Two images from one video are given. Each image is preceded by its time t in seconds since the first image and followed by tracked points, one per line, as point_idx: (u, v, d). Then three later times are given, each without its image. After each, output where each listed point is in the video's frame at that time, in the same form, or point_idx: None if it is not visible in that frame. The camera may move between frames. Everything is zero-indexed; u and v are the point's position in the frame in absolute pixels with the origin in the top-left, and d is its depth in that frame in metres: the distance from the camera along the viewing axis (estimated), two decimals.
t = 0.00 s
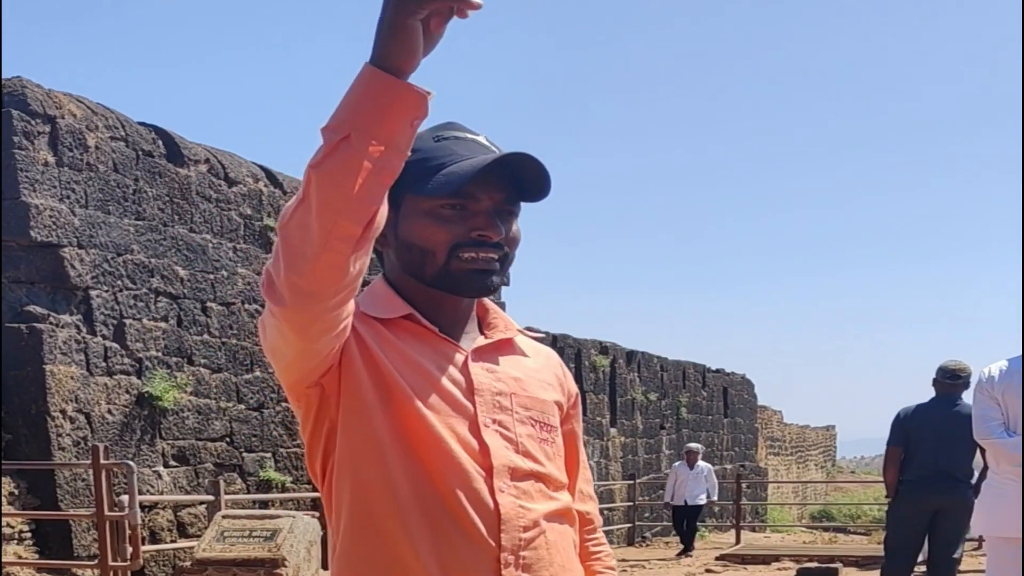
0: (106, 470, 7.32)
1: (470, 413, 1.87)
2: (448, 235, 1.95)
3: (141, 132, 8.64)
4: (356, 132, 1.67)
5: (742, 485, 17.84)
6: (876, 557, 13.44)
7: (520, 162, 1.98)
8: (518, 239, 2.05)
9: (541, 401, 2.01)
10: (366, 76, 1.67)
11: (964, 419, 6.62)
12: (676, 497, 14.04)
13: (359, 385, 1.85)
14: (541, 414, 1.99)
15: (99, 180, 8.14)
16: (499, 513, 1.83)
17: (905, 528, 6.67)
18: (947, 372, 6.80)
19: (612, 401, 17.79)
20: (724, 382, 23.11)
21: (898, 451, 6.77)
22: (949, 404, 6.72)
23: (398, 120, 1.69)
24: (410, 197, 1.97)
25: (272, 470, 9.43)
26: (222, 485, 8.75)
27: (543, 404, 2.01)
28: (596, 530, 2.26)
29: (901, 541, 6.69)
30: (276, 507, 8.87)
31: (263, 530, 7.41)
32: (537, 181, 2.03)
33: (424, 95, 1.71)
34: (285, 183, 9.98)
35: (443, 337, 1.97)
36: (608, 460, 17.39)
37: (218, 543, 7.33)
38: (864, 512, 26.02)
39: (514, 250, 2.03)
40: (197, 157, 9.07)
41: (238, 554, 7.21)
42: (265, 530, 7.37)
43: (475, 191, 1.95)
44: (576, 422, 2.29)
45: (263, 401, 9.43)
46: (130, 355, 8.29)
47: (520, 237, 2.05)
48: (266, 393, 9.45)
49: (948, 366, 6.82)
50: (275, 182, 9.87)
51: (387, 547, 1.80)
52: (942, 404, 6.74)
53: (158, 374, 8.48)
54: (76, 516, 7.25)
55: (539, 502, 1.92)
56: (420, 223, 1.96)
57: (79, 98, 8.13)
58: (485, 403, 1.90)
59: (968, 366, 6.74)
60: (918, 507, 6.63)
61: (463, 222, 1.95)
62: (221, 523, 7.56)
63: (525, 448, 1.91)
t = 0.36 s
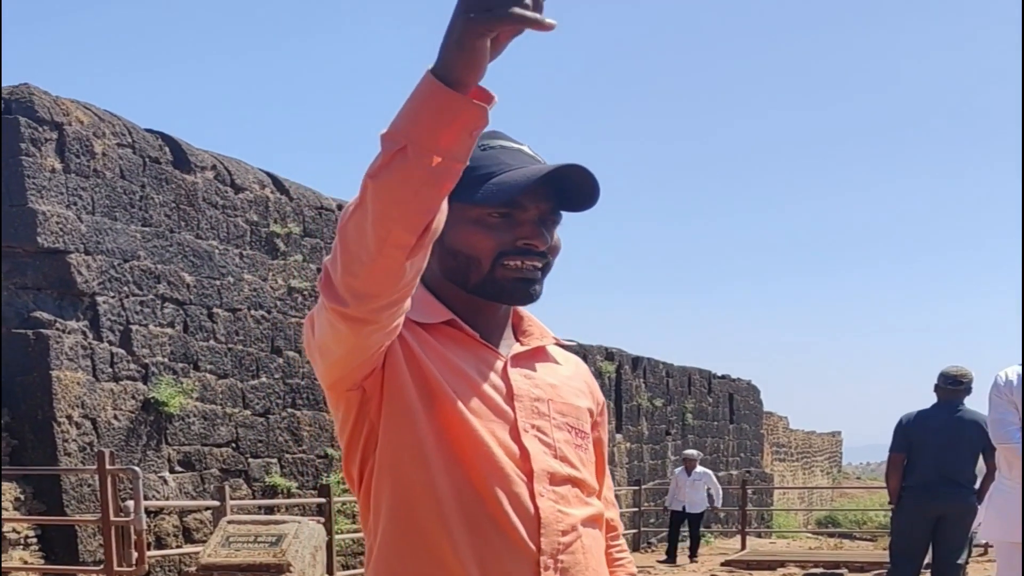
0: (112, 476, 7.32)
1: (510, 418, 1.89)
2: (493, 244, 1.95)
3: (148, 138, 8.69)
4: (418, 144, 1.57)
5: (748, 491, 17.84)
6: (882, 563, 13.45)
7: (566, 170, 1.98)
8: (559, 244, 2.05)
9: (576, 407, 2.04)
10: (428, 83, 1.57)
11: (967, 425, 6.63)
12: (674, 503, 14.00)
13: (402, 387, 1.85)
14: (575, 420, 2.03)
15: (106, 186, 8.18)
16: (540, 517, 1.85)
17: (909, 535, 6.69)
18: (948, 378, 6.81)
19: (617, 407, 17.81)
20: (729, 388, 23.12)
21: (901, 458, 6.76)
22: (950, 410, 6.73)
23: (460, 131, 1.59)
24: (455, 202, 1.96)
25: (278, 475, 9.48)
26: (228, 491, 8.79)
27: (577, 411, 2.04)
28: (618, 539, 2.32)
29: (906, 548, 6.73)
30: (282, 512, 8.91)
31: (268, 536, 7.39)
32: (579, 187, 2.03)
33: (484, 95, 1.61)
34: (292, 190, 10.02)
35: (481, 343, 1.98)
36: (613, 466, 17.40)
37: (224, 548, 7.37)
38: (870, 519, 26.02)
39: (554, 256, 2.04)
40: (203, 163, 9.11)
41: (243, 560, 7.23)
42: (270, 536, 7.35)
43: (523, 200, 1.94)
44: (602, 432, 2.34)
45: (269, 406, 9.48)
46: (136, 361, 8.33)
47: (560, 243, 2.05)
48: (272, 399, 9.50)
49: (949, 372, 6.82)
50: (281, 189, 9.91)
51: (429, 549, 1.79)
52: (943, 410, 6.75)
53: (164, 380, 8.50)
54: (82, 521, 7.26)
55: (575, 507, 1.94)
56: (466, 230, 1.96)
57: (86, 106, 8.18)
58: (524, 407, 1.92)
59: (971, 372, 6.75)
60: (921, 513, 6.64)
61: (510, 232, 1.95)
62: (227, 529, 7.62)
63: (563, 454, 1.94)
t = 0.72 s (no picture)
0: (118, 484, 7.33)
1: (540, 434, 2.04)
2: (538, 255, 2.13)
3: (155, 147, 8.75)
4: (443, 396, 1.66)
5: (753, 497, 17.85)
6: (887, 569, 13.47)
7: (605, 186, 2.16)
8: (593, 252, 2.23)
9: (599, 420, 2.20)
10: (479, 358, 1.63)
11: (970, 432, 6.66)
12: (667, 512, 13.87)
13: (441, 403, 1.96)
14: (598, 431, 2.18)
15: (113, 194, 8.24)
16: (568, 527, 1.99)
17: (914, 541, 6.70)
18: (952, 386, 6.81)
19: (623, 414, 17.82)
20: (735, 395, 23.13)
21: (905, 464, 6.76)
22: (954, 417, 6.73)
23: (474, 398, 1.65)
24: (503, 216, 2.14)
25: (284, 482, 9.53)
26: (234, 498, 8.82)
27: (601, 423, 2.20)
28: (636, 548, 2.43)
29: (910, 554, 6.73)
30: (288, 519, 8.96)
31: (273, 543, 7.43)
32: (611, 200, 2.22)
33: (519, 381, 1.66)
34: (298, 197, 10.06)
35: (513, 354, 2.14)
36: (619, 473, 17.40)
37: (229, 555, 7.31)
38: (876, 525, 26.00)
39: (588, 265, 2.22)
40: (210, 172, 9.17)
41: (248, 566, 7.19)
42: (275, 543, 7.40)
43: (566, 215, 2.11)
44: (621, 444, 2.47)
45: (276, 413, 9.53)
46: (142, 369, 8.36)
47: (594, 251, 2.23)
48: (278, 406, 9.55)
49: (953, 380, 6.83)
50: (288, 197, 9.96)
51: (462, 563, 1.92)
52: (947, 417, 6.75)
53: (170, 388, 8.54)
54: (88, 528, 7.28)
55: (601, 517, 2.09)
56: (513, 242, 2.13)
57: (94, 114, 8.24)
58: (552, 421, 2.07)
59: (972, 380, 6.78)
60: (926, 519, 6.65)
61: (553, 244, 2.13)
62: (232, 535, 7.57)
63: (587, 466, 2.08)
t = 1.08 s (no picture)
0: (116, 490, 7.34)
1: (571, 447, 2.16)
2: (572, 260, 2.26)
3: (152, 155, 8.81)
4: None
5: (751, 502, 17.89)
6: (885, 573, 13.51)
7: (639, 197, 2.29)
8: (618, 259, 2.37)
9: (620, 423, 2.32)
10: None
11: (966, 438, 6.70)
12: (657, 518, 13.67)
13: (470, 428, 2.09)
14: (619, 435, 2.30)
15: (111, 202, 8.29)
16: (600, 537, 2.15)
17: (912, 546, 6.77)
18: (949, 392, 6.85)
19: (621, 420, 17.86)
20: (732, 401, 23.17)
21: (902, 470, 6.81)
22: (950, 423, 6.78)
23: None
24: (540, 220, 2.26)
25: (282, 488, 9.58)
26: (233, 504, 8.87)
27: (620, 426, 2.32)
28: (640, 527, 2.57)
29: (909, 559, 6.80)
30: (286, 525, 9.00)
31: (272, 549, 7.46)
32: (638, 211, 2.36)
33: None
34: (295, 204, 10.11)
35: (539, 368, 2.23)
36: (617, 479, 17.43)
37: (228, 561, 7.36)
38: (874, 530, 26.02)
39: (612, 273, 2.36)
40: (207, 179, 9.21)
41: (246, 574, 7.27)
42: (274, 549, 7.43)
43: (600, 224, 2.25)
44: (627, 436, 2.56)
45: (274, 420, 9.58)
46: (141, 375, 8.41)
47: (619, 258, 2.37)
48: (276, 412, 9.59)
49: (949, 385, 6.87)
50: (285, 204, 10.00)
51: None
52: (944, 423, 6.79)
53: (169, 394, 8.57)
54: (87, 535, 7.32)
55: (627, 523, 2.24)
56: (549, 246, 2.26)
57: (91, 122, 8.30)
58: (582, 431, 2.18)
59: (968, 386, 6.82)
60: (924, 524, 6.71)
61: (586, 251, 2.26)
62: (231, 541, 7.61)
63: (612, 473, 2.22)
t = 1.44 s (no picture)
0: (114, 493, 7.34)
1: (568, 449, 2.20)
2: (579, 268, 2.30)
3: (148, 159, 8.84)
4: None
5: (748, 502, 17.95)
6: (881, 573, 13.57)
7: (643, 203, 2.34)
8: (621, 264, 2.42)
9: (620, 427, 2.36)
10: None
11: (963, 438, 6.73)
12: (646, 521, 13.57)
13: (466, 430, 2.14)
14: (619, 438, 2.34)
15: (107, 206, 8.32)
16: (597, 539, 2.19)
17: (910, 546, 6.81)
18: (946, 392, 6.89)
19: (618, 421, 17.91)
20: (728, 402, 23.23)
21: (900, 469, 6.85)
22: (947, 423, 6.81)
23: None
24: (546, 228, 2.29)
25: (280, 491, 9.61)
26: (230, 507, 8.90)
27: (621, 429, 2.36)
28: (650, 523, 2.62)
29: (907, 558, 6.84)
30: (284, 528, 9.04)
31: (269, 552, 7.48)
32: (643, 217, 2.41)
33: None
34: (291, 208, 10.13)
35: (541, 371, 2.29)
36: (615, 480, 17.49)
37: (225, 565, 7.32)
38: (871, 530, 26.08)
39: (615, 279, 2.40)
40: (203, 183, 9.24)
41: None
42: (272, 552, 7.45)
43: (605, 231, 2.30)
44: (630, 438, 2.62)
45: (271, 422, 9.61)
46: (138, 379, 8.44)
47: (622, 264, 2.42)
48: (273, 415, 9.62)
49: (946, 386, 6.91)
50: (281, 208, 10.02)
51: None
52: (941, 424, 6.82)
53: (166, 398, 8.60)
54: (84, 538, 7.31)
55: (626, 526, 2.28)
56: (556, 253, 2.30)
57: (87, 127, 8.33)
58: (579, 434, 2.23)
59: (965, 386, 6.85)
60: (922, 523, 6.75)
61: (592, 257, 2.30)
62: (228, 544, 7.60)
63: (611, 476, 2.26)
